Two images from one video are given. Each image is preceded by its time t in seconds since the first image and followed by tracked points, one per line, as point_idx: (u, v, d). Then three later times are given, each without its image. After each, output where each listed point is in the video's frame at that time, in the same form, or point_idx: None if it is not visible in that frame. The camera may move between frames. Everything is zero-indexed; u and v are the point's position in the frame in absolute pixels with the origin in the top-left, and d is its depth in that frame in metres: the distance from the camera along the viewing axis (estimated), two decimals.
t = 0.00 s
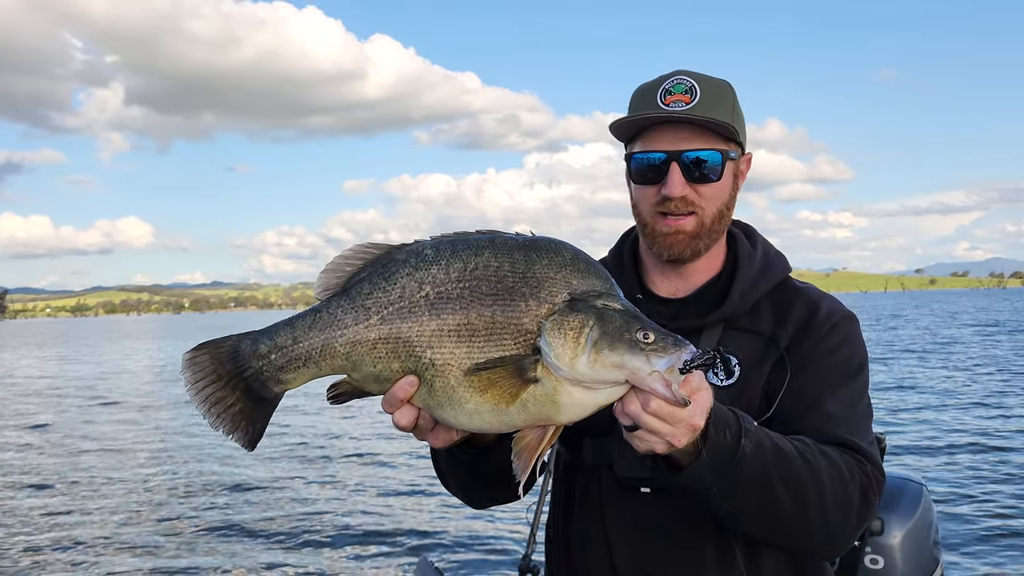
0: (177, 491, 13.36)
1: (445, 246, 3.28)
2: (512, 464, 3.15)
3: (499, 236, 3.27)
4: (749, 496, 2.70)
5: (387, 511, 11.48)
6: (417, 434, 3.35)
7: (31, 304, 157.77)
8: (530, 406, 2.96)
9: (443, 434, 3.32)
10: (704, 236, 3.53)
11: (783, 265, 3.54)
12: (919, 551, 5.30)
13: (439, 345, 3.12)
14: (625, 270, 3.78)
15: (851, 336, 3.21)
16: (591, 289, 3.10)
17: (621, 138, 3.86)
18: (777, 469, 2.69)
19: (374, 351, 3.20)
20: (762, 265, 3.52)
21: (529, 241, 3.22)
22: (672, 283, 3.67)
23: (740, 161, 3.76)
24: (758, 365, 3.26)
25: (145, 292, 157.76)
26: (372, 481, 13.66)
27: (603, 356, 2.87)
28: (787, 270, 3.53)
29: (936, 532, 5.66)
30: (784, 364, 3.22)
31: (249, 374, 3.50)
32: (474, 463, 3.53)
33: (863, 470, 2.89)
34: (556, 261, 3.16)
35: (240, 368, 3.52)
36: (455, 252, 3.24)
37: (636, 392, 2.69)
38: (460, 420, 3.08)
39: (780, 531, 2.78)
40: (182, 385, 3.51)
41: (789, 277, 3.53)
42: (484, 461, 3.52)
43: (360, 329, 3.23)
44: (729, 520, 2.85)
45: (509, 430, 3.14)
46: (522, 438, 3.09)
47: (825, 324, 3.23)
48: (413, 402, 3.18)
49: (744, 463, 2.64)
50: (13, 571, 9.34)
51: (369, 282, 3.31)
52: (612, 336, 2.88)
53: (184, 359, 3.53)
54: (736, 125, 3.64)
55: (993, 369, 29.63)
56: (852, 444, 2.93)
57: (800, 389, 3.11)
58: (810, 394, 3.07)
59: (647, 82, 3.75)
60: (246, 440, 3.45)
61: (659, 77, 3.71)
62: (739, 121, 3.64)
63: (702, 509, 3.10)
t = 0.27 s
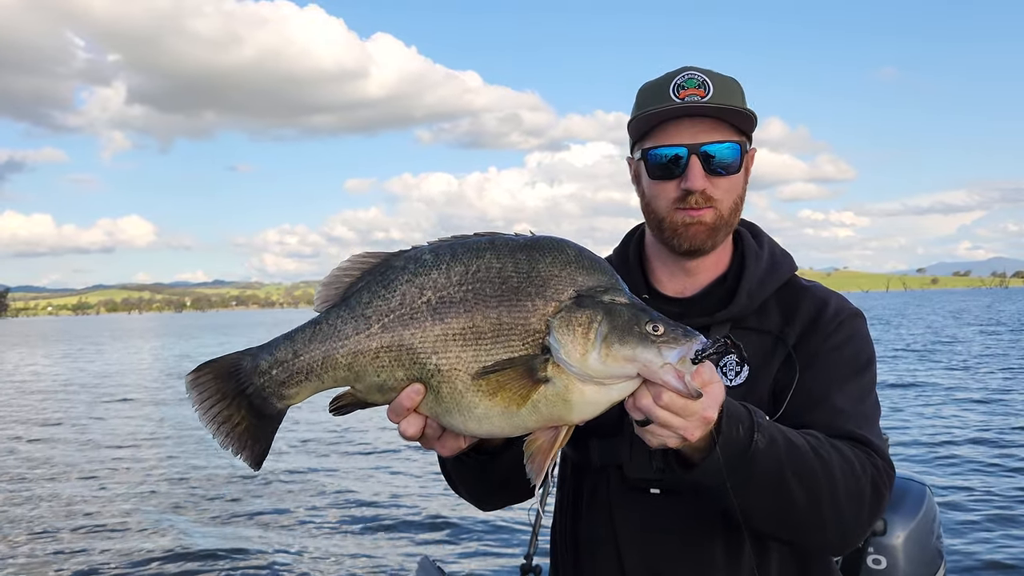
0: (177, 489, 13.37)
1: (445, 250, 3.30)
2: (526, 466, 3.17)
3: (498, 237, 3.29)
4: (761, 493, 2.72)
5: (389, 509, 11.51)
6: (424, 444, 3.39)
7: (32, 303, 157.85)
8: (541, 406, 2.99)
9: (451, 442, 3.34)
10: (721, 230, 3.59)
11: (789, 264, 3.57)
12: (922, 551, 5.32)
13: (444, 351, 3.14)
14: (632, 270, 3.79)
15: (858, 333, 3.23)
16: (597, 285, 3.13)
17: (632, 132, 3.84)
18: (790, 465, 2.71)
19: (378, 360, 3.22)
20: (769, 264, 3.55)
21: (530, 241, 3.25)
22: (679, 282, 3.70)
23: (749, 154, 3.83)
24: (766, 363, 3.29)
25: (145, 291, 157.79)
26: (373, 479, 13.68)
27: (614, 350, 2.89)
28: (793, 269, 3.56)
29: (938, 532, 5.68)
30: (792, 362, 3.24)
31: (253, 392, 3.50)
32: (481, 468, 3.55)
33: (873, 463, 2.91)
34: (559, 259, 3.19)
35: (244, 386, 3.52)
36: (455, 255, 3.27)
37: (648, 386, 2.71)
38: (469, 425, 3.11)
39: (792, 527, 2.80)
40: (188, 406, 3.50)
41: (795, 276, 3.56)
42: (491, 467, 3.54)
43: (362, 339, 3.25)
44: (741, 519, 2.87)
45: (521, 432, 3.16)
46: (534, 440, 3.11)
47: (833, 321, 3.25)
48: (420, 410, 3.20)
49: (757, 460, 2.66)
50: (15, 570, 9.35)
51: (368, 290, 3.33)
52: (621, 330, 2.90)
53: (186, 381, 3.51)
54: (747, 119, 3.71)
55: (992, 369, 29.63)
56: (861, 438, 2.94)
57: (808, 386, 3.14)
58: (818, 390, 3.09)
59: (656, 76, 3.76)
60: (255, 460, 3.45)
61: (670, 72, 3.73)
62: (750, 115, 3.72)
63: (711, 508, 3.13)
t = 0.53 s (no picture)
0: (176, 485, 13.32)
1: (444, 242, 3.27)
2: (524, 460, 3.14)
3: (499, 229, 3.26)
4: (764, 489, 2.69)
5: (389, 505, 11.50)
6: (424, 439, 3.35)
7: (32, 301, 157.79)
8: (541, 399, 2.96)
9: (451, 435, 3.31)
10: (725, 226, 3.55)
11: (792, 261, 3.52)
12: (923, 547, 5.30)
13: (445, 344, 3.12)
14: (634, 265, 3.76)
15: (860, 329, 3.20)
16: (597, 276, 3.11)
17: (636, 126, 3.82)
18: (793, 461, 2.68)
19: (377, 353, 3.19)
20: (770, 260, 3.51)
21: (530, 233, 3.21)
22: (682, 278, 3.66)
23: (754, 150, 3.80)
24: (768, 359, 3.26)
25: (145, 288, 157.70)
26: (373, 475, 13.64)
27: (613, 341, 2.86)
28: (795, 266, 3.52)
29: (939, 529, 5.66)
30: (794, 357, 3.21)
31: (251, 388, 3.48)
32: (480, 465, 3.53)
33: (875, 459, 2.88)
34: (560, 251, 3.16)
35: (243, 383, 3.49)
36: (455, 248, 3.23)
37: (647, 378, 2.68)
38: (469, 419, 3.08)
39: (795, 524, 2.77)
40: (185, 403, 3.47)
41: (797, 273, 3.52)
42: (491, 463, 3.52)
43: (361, 332, 3.22)
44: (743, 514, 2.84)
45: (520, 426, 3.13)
46: (533, 434, 3.08)
47: (835, 318, 3.22)
48: (419, 403, 3.18)
49: (759, 455, 2.63)
50: (12, 567, 9.30)
51: (367, 283, 3.30)
52: (620, 321, 2.87)
53: (183, 376, 3.48)
54: (753, 114, 3.68)
55: (993, 367, 29.58)
56: (863, 433, 2.91)
57: (810, 381, 3.11)
58: (820, 386, 3.07)
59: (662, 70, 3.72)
60: (250, 458, 3.42)
61: (676, 66, 3.70)
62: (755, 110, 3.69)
63: (712, 504, 3.10)
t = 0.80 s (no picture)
0: (177, 486, 13.33)
1: (444, 232, 3.30)
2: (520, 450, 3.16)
3: (498, 221, 3.28)
4: (761, 481, 2.71)
5: (389, 504, 11.53)
6: (421, 428, 3.36)
7: (31, 299, 157.71)
8: (538, 389, 2.98)
9: (448, 425, 3.33)
10: (714, 224, 3.56)
11: (789, 257, 3.54)
12: (922, 544, 5.33)
13: (443, 332, 3.14)
14: (633, 260, 3.79)
15: (857, 324, 3.22)
16: (596, 268, 3.13)
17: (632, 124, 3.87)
18: (790, 453, 2.71)
19: (375, 341, 3.21)
20: (768, 256, 3.53)
21: (530, 225, 3.24)
22: (679, 274, 3.69)
23: (749, 150, 3.80)
24: (766, 354, 3.29)
25: (145, 287, 157.54)
26: (374, 475, 13.66)
27: (611, 332, 2.88)
28: (792, 262, 3.54)
29: (938, 526, 5.69)
30: (792, 352, 3.24)
31: (249, 369, 3.50)
32: (478, 455, 3.55)
33: (872, 451, 2.90)
34: (559, 243, 3.18)
35: (242, 364, 3.51)
36: (454, 238, 3.26)
37: (644, 370, 2.71)
38: (466, 408, 3.10)
39: (792, 516, 2.79)
40: (185, 382, 3.50)
41: (794, 269, 3.54)
42: (489, 453, 3.54)
43: (360, 320, 3.24)
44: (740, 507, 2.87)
45: (517, 417, 3.15)
46: (529, 424, 3.10)
47: (832, 313, 3.24)
48: (416, 392, 3.19)
49: (756, 447, 2.66)
50: (14, 568, 9.32)
51: (366, 272, 3.32)
52: (618, 313, 2.90)
53: (185, 355, 3.51)
54: (746, 113, 3.69)
55: (993, 366, 29.61)
56: (860, 427, 2.94)
57: (807, 375, 3.13)
58: (816, 380, 3.09)
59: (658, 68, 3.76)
60: (245, 438, 3.45)
61: (673, 64, 3.73)
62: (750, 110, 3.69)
63: (709, 497, 3.13)
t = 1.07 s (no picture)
0: (176, 482, 13.32)
1: (442, 233, 3.27)
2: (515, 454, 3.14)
3: (497, 222, 3.26)
4: (761, 483, 2.69)
5: (388, 501, 11.53)
6: (417, 429, 3.33)
7: (31, 297, 157.67)
8: (535, 393, 2.95)
9: (445, 427, 3.30)
10: (701, 229, 3.53)
11: (788, 258, 3.52)
12: (922, 544, 5.31)
13: (440, 334, 3.11)
14: (631, 260, 3.78)
15: (857, 324, 3.20)
16: (594, 272, 3.11)
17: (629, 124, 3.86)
18: (789, 455, 2.68)
19: (371, 342, 3.19)
20: (767, 257, 3.50)
21: (528, 226, 3.21)
22: (676, 274, 3.66)
23: (744, 153, 3.73)
24: (765, 354, 3.27)
25: (145, 284, 157.31)
26: (373, 472, 13.65)
27: (609, 338, 2.86)
28: (791, 263, 3.51)
29: (938, 526, 5.67)
30: (791, 352, 3.22)
31: (245, 370, 3.46)
32: (476, 456, 3.53)
33: (871, 452, 2.88)
34: (558, 245, 3.16)
35: (238, 365, 3.48)
36: (452, 239, 3.23)
37: (642, 375, 2.68)
38: (462, 410, 3.07)
39: (792, 518, 2.77)
40: (181, 385, 3.47)
41: (794, 270, 3.51)
42: (486, 454, 3.52)
43: (356, 320, 3.21)
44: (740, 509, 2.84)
45: (513, 420, 3.13)
46: (526, 427, 3.08)
47: (832, 313, 3.22)
48: (412, 394, 3.17)
49: (755, 449, 2.63)
50: (11, 565, 9.29)
51: (364, 272, 3.29)
52: (616, 318, 2.87)
53: (179, 358, 3.48)
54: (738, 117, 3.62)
55: (993, 364, 29.58)
56: (859, 427, 2.91)
57: (806, 375, 3.11)
58: (816, 380, 3.07)
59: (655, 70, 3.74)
60: (245, 440, 3.41)
61: (669, 66, 3.70)
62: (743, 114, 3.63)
63: (709, 499, 3.10)
